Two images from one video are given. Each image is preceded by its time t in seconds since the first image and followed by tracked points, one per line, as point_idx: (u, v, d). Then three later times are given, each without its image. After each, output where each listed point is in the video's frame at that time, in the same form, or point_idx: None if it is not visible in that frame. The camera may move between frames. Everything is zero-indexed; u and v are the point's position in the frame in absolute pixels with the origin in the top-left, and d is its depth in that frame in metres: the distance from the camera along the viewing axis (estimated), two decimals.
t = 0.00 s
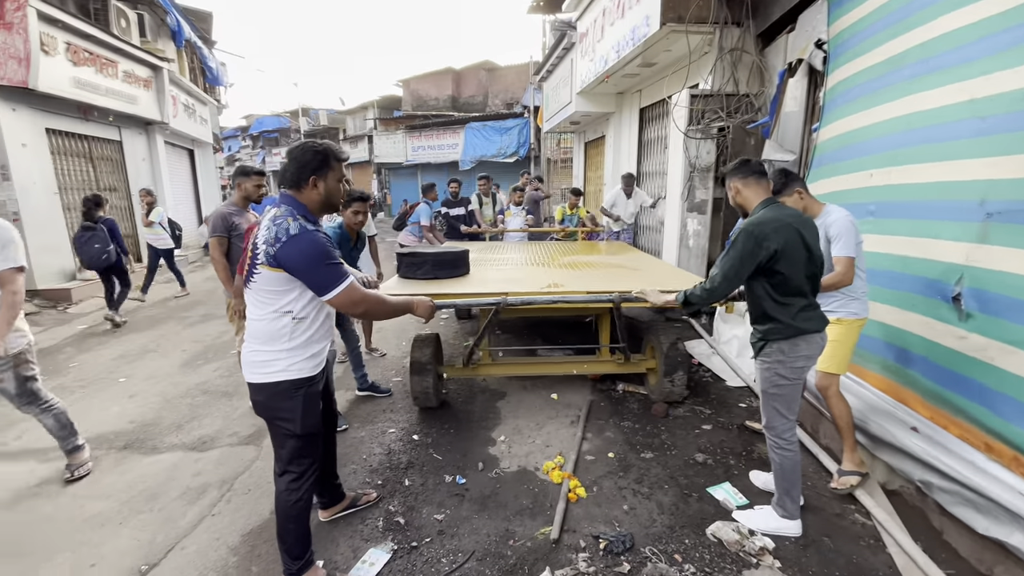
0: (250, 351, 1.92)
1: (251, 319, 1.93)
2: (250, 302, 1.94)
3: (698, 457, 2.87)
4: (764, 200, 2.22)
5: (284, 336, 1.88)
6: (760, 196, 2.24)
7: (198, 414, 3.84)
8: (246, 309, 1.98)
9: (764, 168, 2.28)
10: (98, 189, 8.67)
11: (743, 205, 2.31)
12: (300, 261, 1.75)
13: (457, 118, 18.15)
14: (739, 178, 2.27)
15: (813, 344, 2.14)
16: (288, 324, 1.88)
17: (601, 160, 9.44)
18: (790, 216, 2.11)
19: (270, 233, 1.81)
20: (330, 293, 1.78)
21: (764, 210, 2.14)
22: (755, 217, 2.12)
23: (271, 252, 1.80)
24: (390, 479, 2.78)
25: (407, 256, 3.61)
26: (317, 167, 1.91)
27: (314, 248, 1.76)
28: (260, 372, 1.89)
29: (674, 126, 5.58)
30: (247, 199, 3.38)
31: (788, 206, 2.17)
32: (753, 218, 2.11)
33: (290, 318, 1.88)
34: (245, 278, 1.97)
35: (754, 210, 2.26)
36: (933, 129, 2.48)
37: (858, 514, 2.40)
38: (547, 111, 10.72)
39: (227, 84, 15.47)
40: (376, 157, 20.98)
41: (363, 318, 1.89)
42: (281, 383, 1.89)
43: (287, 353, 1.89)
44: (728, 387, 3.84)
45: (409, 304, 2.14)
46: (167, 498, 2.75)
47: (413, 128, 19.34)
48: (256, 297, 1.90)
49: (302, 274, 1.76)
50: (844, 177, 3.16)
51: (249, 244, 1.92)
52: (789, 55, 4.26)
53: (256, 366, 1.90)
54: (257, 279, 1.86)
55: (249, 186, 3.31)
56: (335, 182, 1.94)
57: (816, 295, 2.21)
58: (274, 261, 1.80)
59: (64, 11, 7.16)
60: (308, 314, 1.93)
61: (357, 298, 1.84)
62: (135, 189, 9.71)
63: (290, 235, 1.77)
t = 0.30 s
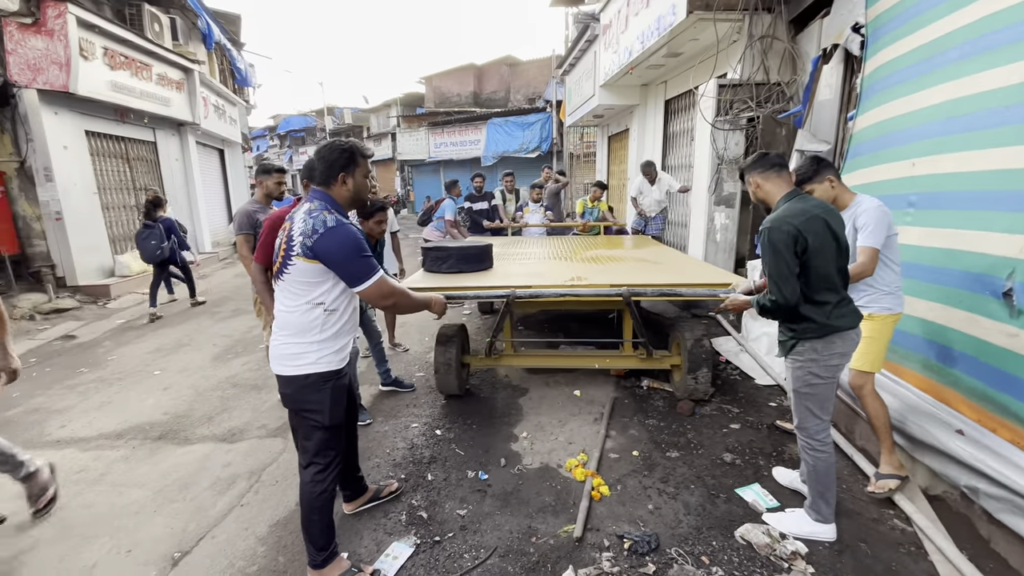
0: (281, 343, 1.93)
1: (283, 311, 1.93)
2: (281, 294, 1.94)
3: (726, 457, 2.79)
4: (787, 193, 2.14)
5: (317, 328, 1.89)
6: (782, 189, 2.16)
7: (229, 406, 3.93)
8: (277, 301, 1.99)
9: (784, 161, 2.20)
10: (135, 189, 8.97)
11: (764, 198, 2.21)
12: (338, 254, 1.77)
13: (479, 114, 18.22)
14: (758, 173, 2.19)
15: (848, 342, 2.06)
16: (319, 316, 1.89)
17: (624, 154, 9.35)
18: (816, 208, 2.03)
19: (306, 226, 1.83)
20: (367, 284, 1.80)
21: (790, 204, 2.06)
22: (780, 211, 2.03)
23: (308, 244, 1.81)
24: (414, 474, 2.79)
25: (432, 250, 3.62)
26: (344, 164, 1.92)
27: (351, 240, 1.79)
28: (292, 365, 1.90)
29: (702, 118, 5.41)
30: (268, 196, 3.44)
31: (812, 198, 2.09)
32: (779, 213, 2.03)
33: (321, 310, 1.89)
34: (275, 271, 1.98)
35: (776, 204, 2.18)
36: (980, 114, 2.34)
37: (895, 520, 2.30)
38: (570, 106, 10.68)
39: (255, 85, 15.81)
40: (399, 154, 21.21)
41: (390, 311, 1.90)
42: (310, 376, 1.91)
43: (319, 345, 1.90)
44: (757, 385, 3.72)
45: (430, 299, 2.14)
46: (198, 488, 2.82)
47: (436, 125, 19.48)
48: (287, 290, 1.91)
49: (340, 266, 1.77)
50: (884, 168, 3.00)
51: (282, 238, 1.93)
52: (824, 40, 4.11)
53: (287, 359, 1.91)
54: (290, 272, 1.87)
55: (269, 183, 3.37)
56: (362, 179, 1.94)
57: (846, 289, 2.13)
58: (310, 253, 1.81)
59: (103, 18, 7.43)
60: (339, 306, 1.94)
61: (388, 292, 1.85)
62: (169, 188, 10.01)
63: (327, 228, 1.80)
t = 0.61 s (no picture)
0: (306, 338, 1.95)
1: (307, 306, 1.96)
2: (306, 289, 1.97)
3: (746, 456, 2.76)
4: (815, 187, 2.10)
5: (340, 324, 1.92)
6: (809, 184, 2.12)
7: (249, 402, 3.99)
8: (301, 297, 2.01)
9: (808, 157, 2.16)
10: (156, 189, 9.15)
11: (789, 194, 2.17)
12: (361, 250, 1.78)
13: (492, 112, 18.24)
14: (783, 169, 2.14)
15: (878, 341, 2.03)
16: (343, 313, 1.91)
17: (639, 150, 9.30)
18: (846, 201, 2.00)
19: (334, 221, 1.86)
20: (379, 283, 1.79)
21: (819, 198, 2.02)
22: (809, 206, 2.00)
23: (333, 238, 1.84)
24: (431, 470, 2.81)
25: (449, 246, 3.64)
26: (371, 165, 1.94)
27: (373, 236, 1.80)
28: (315, 361, 1.93)
29: (718, 113, 5.44)
30: (288, 194, 3.40)
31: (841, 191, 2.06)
32: (808, 207, 1.99)
33: (344, 306, 1.91)
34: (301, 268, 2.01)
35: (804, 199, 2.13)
36: (1013, 105, 2.28)
37: (922, 521, 2.25)
38: (584, 102, 10.63)
39: (271, 85, 16.00)
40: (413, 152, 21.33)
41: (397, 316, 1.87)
42: (331, 372, 1.93)
43: (342, 341, 1.93)
44: (776, 383, 3.67)
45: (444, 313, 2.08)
46: (221, 482, 2.87)
47: (450, 122, 19.54)
48: (312, 285, 1.93)
49: (362, 262, 1.78)
50: (911, 161, 2.93)
51: (310, 235, 1.96)
52: (846, 31, 4.03)
53: (310, 354, 1.94)
54: (316, 267, 1.90)
55: (291, 182, 3.33)
56: (388, 180, 1.97)
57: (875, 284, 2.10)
58: (335, 247, 1.84)
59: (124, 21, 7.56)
60: (362, 302, 1.95)
61: (398, 297, 1.83)
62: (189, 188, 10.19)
63: (353, 223, 1.82)
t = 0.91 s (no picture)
0: (326, 335, 1.96)
1: (327, 303, 1.98)
2: (325, 286, 1.98)
3: (756, 454, 2.76)
4: (841, 184, 2.08)
5: (360, 320, 1.94)
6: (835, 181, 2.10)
7: (259, 400, 4.01)
8: (320, 294, 2.02)
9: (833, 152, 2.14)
10: (163, 189, 9.20)
11: (814, 190, 2.13)
12: (383, 246, 1.79)
13: (496, 110, 18.28)
14: (808, 165, 2.11)
15: (902, 338, 2.01)
16: (363, 309, 1.93)
17: (644, 148, 9.30)
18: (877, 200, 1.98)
19: (355, 218, 1.87)
20: (393, 282, 1.80)
21: (846, 198, 2.00)
22: (841, 204, 1.98)
23: (355, 235, 1.85)
24: (442, 467, 2.82)
25: (459, 244, 3.66)
26: (390, 166, 1.94)
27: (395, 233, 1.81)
28: (334, 357, 1.94)
29: (725, 111, 5.42)
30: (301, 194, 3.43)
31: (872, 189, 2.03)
32: (839, 206, 1.97)
33: (364, 302, 1.93)
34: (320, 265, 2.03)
35: (830, 197, 2.11)
36: None
37: (936, 518, 2.25)
38: (589, 100, 10.66)
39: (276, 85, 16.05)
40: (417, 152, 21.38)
41: (406, 314, 1.87)
42: (351, 368, 1.94)
43: (362, 337, 1.95)
44: (785, 380, 3.67)
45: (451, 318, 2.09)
46: (233, 479, 2.88)
47: (454, 121, 19.58)
48: (332, 282, 1.95)
49: (381, 259, 1.79)
50: (923, 158, 2.90)
51: (329, 232, 1.96)
52: (855, 27, 4.01)
53: (329, 350, 1.95)
54: (336, 264, 1.91)
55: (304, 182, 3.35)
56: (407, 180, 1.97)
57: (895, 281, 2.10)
58: (356, 244, 1.86)
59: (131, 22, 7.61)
60: (380, 298, 1.98)
61: (411, 296, 1.83)
62: (195, 187, 10.23)
63: (374, 220, 1.83)
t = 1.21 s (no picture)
0: (336, 330, 1.97)
1: (338, 298, 1.99)
2: (336, 281, 1.99)
3: (758, 452, 2.77)
4: (846, 187, 2.10)
5: (371, 315, 1.96)
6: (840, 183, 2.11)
7: (259, 400, 3.99)
8: (330, 290, 2.02)
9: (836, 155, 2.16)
10: (161, 188, 9.18)
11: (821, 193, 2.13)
12: (401, 242, 1.87)
13: (495, 110, 18.30)
14: (818, 167, 2.11)
15: (909, 336, 2.04)
16: (375, 304, 1.96)
17: (643, 147, 9.33)
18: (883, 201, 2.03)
19: (371, 214, 1.93)
20: (415, 273, 1.89)
21: (856, 200, 2.01)
22: (852, 206, 1.99)
23: (371, 230, 1.90)
24: (444, 467, 2.82)
25: (462, 243, 3.68)
26: (399, 167, 2.00)
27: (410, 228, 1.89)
28: (344, 353, 1.95)
29: (724, 111, 5.41)
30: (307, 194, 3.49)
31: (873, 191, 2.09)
32: (854, 208, 1.98)
33: (377, 297, 1.95)
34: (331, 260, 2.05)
35: (834, 200, 2.12)
36: None
37: (937, 516, 2.26)
38: (588, 100, 10.68)
39: (273, 84, 16.02)
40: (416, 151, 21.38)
41: (432, 303, 1.98)
42: (361, 363, 1.95)
43: (372, 334, 1.97)
44: (786, 378, 3.69)
45: (474, 297, 2.17)
46: (235, 479, 2.87)
47: (452, 120, 19.59)
48: (344, 276, 1.96)
49: (399, 253, 1.87)
50: (923, 157, 2.92)
51: (343, 228, 2.00)
52: (854, 28, 4.02)
53: (339, 346, 1.96)
54: (350, 258, 1.93)
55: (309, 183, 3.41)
56: (416, 181, 2.02)
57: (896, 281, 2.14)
58: (373, 238, 1.90)
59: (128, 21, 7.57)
60: (392, 294, 2.01)
61: (434, 286, 1.92)
62: (194, 187, 10.20)
63: (391, 216, 1.90)
